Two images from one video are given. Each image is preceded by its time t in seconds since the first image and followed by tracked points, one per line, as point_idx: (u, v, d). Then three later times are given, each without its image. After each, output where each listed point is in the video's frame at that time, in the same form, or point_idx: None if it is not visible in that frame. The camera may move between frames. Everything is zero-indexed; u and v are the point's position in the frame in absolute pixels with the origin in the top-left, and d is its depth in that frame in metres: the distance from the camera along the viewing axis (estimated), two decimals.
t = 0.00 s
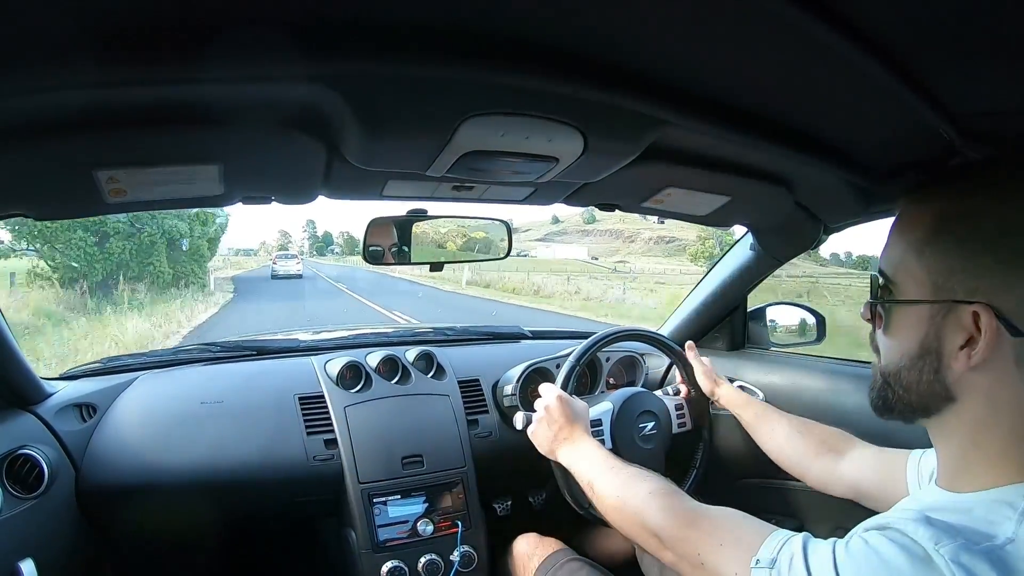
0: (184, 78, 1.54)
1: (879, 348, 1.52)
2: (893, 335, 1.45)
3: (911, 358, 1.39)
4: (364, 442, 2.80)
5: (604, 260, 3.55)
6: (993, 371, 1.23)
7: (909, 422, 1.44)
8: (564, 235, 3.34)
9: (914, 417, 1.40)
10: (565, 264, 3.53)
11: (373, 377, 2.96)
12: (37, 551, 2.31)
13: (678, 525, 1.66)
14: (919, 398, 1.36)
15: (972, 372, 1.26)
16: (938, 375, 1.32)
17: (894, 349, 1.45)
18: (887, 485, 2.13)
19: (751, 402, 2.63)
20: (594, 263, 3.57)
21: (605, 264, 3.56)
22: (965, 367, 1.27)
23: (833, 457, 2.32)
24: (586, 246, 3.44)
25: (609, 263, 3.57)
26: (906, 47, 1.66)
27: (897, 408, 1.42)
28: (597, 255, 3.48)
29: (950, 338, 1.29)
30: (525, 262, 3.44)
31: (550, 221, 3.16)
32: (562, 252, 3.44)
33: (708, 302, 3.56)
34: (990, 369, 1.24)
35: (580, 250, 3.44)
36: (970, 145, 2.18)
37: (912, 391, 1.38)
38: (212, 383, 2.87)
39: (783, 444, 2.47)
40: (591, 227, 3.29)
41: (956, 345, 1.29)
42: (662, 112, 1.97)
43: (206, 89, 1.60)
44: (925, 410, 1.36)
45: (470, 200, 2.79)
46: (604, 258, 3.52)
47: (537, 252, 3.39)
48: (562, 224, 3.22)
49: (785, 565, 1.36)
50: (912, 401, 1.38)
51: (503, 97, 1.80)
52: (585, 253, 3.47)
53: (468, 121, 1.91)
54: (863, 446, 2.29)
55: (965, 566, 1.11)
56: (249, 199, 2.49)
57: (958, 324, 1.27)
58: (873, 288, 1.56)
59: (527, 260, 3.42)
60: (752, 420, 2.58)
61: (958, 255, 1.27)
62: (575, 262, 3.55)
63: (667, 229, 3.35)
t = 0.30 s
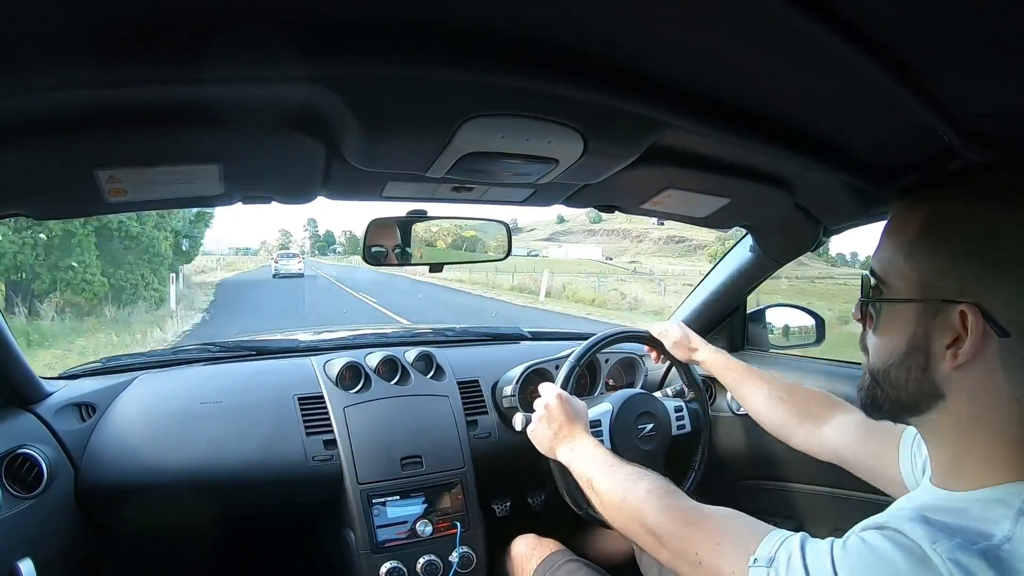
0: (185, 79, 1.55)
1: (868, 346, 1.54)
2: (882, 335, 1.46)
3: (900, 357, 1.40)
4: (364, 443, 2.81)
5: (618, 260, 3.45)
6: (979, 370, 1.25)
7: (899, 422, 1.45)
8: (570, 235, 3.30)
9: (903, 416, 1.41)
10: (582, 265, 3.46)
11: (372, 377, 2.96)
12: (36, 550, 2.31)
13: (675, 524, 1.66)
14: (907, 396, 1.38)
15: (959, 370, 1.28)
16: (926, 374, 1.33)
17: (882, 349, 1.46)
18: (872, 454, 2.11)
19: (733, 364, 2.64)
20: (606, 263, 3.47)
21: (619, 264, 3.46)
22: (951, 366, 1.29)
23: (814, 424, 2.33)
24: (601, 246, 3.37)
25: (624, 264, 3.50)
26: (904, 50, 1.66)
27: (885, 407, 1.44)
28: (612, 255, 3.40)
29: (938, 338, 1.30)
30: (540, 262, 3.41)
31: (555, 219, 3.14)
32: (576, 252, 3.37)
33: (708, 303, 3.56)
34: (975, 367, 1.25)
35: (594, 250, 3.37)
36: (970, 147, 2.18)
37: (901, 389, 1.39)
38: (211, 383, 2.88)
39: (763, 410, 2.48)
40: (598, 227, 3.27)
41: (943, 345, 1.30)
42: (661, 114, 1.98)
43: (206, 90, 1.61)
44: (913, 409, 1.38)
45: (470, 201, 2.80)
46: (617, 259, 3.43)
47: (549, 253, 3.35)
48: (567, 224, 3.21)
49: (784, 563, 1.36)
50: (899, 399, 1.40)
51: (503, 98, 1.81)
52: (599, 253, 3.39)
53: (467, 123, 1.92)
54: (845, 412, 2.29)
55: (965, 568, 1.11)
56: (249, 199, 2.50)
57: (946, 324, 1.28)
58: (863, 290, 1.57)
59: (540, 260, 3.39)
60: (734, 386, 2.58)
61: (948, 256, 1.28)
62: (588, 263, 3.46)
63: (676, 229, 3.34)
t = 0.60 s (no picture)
0: (185, 78, 1.53)
1: (863, 346, 1.52)
2: (875, 334, 1.44)
3: (893, 355, 1.38)
4: (364, 443, 2.80)
5: (634, 259, 3.53)
6: (970, 367, 1.23)
7: (893, 422, 1.42)
8: (577, 235, 3.29)
9: (896, 416, 1.39)
10: (596, 263, 3.53)
11: (373, 377, 2.96)
12: (36, 549, 2.30)
13: (670, 537, 1.65)
14: (900, 394, 1.35)
15: (951, 366, 1.25)
16: (919, 372, 1.31)
17: (876, 347, 1.44)
18: (863, 450, 2.10)
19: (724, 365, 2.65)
20: (623, 263, 3.56)
21: (636, 263, 3.55)
22: (944, 361, 1.26)
23: (806, 421, 2.34)
24: (618, 246, 3.44)
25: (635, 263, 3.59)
26: (909, 51, 1.65)
27: (880, 405, 1.41)
28: (629, 255, 3.49)
29: (931, 334, 1.28)
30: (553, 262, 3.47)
31: (561, 219, 3.11)
32: (589, 252, 3.42)
33: (709, 303, 3.54)
34: (967, 363, 1.23)
35: (607, 250, 3.43)
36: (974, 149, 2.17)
37: (893, 386, 1.37)
38: (210, 382, 2.87)
39: (754, 406, 2.49)
40: (604, 226, 3.22)
41: (936, 341, 1.28)
42: (665, 113, 1.97)
43: (207, 89, 1.60)
44: (907, 407, 1.35)
45: (471, 201, 2.79)
46: (632, 258, 3.51)
47: (562, 251, 3.38)
48: (574, 223, 3.17)
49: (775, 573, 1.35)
50: (892, 396, 1.37)
51: (505, 98, 1.80)
52: (615, 253, 3.46)
53: (469, 122, 1.91)
54: (839, 408, 2.30)
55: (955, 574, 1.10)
56: (250, 199, 2.49)
57: (940, 320, 1.27)
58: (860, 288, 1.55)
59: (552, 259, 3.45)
60: (723, 383, 2.59)
61: (942, 253, 1.27)
62: (604, 262, 3.56)
63: (686, 229, 3.30)
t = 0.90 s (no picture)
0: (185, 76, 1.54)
1: (861, 349, 1.51)
2: (872, 335, 1.44)
3: (890, 355, 1.38)
4: (364, 441, 2.80)
5: (651, 260, 3.47)
6: (964, 366, 1.23)
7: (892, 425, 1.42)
8: (582, 234, 3.29)
9: (893, 417, 1.38)
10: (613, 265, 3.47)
11: (373, 375, 2.97)
12: (36, 547, 2.30)
13: (669, 542, 1.66)
14: (895, 394, 1.35)
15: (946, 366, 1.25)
16: (915, 371, 1.31)
17: (873, 349, 1.44)
18: (862, 449, 2.10)
19: (726, 366, 2.64)
20: (639, 263, 3.49)
21: (654, 263, 3.48)
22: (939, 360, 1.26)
23: (807, 422, 2.34)
24: (634, 246, 3.39)
25: (652, 266, 3.52)
26: (909, 52, 1.64)
27: (877, 408, 1.41)
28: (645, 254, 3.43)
29: (926, 334, 1.28)
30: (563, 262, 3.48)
31: (566, 219, 3.13)
32: (600, 253, 3.37)
33: (710, 303, 3.55)
34: (961, 362, 1.23)
35: (623, 251, 3.38)
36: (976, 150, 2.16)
37: (891, 388, 1.36)
38: (211, 382, 2.87)
39: (755, 406, 2.49)
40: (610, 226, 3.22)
41: (930, 340, 1.28)
42: (664, 111, 1.97)
43: (207, 87, 1.60)
44: (904, 408, 1.35)
45: (472, 200, 2.79)
46: (649, 258, 3.46)
47: (575, 252, 3.38)
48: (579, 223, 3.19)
49: None
50: (889, 398, 1.37)
51: (504, 96, 1.80)
52: (631, 253, 3.41)
53: (469, 121, 1.91)
54: (838, 409, 2.29)
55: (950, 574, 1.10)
56: (251, 198, 2.49)
57: (935, 319, 1.27)
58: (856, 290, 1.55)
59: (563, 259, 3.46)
60: (725, 383, 2.59)
61: (937, 254, 1.27)
62: (620, 264, 3.49)
63: (695, 229, 3.32)
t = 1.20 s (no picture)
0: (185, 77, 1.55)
1: (859, 347, 1.52)
2: (872, 333, 1.44)
3: (890, 353, 1.38)
4: (366, 441, 2.81)
5: (667, 262, 3.47)
6: (965, 363, 1.23)
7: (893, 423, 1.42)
8: (587, 234, 3.31)
9: (894, 415, 1.38)
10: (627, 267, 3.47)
11: (374, 375, 2.98)
12: (37, 547, 2.31)
13: (670, 541, 1.66)
14: (896, 392, 1.35)
15: (947, 363, 1.25)
16: (916, 369, 1.31)
17: (873, 347, 1.44)
18: (863, 445, 2.11)
19: (725, 363, 2.64)
20: (657, 266, 3.49)
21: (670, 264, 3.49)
22: (939, 357, 1.26)
23: (807, 419, 2.34)
24: (651, 247, 3.40)
25: (669, 267, 3.53)
26: (908, 50, 1.64)
27: (878, 406, 1.41)
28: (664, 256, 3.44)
29: (926, 331, 1.29)
30: (577, 263, 3.49)
31: (570, 219, 3.18)
32: (610, 254, 3.38)
33: (710, 301, 3.55)
34: (962, 359, 1.23)
35: (639, 251, 3.39)
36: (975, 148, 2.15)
37: (891, 386, 1.37)
38: (212, 382, 2.87)
39: (754, 404, 2.49)
40: (614, 227, 3.24)
41: (931, 337, 1.28)
42: (663, 109, 1.97)
43: (207, 88, 1.61)
44: (904, 406, 1.35)
45: (473, 199, 2.79)
46: (666, 259, 3.46)
47: (588, 251, 3.39)
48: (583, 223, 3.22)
49: None
50: (890, 396, 1.37)
51: (503, 96, 1.80)
52: (648, 253, 3.41)
53: (469, 121, 1.92)
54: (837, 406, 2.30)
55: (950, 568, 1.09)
56: (252, 198, 2.50)
57: (934, 316, 1.27)
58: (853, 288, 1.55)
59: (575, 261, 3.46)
60: (726, 381, 2.59)
61: (936, 252, 1.27)
62: (638, 266, 3.48)
63: (704, 229, 3.34)
